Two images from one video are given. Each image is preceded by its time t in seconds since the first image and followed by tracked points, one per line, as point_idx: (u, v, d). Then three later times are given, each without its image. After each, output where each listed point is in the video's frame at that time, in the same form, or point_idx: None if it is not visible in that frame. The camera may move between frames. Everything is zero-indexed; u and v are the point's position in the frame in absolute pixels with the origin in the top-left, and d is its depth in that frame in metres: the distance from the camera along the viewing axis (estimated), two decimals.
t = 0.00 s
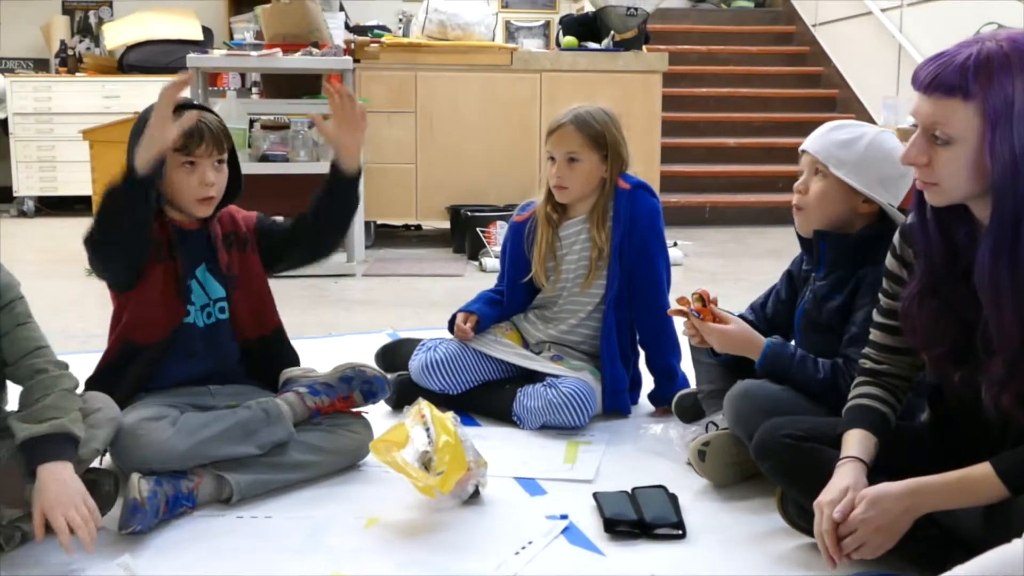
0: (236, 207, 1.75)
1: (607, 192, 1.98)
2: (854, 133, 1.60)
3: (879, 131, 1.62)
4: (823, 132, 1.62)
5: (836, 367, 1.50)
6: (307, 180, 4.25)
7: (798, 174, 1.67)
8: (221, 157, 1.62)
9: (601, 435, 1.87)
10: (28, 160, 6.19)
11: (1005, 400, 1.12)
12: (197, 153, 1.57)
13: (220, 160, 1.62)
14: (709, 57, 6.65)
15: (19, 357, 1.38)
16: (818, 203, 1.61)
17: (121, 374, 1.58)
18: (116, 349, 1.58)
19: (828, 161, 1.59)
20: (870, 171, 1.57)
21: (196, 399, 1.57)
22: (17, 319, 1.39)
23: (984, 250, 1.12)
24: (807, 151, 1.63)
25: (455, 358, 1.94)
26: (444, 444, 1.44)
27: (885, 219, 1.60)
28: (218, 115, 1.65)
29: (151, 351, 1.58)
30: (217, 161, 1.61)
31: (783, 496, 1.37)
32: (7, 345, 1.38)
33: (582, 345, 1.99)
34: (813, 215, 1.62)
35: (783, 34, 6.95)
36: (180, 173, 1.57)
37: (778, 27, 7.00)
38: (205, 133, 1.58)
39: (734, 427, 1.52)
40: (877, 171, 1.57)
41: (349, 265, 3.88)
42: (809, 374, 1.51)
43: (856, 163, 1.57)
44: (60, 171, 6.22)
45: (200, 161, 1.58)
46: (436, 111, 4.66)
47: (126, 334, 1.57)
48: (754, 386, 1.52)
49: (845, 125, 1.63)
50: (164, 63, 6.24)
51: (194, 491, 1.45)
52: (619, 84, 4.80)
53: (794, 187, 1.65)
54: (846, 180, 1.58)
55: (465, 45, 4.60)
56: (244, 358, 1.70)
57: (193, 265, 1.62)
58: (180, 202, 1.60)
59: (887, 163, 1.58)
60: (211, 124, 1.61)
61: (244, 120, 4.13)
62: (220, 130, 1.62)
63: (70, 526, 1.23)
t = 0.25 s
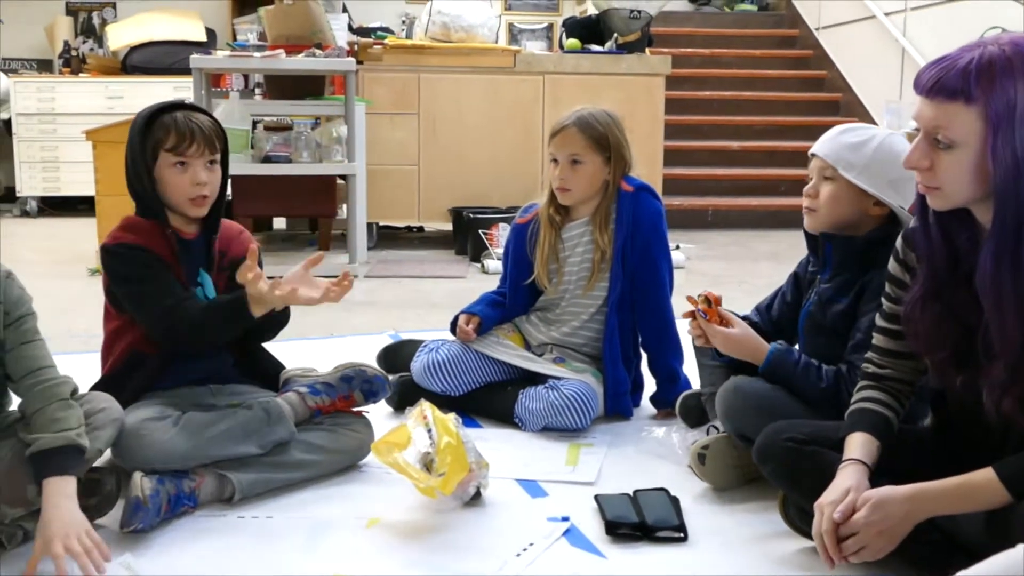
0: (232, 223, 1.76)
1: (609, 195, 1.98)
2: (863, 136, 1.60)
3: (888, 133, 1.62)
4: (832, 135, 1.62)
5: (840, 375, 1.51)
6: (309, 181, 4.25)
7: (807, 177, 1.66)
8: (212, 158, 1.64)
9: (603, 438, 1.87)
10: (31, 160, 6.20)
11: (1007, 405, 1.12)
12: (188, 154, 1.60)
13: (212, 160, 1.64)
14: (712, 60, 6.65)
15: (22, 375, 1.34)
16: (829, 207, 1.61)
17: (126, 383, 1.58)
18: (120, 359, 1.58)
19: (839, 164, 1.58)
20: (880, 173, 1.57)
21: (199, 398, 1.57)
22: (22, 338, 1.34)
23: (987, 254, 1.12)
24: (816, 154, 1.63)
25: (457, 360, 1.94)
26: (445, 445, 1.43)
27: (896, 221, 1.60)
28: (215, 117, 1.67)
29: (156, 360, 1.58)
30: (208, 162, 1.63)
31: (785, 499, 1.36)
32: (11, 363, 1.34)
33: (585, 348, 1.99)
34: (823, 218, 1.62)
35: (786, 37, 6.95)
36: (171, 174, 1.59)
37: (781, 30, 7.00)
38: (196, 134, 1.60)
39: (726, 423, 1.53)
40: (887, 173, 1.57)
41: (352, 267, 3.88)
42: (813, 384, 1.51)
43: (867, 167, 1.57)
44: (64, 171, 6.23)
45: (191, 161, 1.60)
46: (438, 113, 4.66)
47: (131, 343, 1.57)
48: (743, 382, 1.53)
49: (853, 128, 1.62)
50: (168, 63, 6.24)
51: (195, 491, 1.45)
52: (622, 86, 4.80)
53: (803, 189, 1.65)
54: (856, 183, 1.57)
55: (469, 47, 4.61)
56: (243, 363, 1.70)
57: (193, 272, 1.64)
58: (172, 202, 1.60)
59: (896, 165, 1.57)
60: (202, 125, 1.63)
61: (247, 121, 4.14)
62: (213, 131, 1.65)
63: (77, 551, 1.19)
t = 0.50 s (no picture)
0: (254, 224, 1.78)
1: (630, 197, 1.98)
2: (880, 132, 1.58)
3: (906, 130, 1.60)
4: (852, 127, 1.60)
5: (853, 382, 1.49)
6: (330, 183, 4.27)
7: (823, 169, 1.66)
8: (232, 157, 1.64)
9: (623, 441, 1.86)
10: (55, 162, 6.26)
11: None
12: (207, 153, 1.61)
13: (232, 160, 1.65)
14: (733, 62, 6.63)
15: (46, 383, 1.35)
16: (839, 201, 1.60)
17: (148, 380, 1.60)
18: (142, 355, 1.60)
19: (852, 158, 1.58)
20: (892, 170, 1.55)
21: (222, 400, 1.58)
22: (47, 345, 1.36)
23: (1012, 258, 1.11)
24: (832, 147, 1.62)
25: (477, 362, 1.94)
26: (466, 448, 1.44)
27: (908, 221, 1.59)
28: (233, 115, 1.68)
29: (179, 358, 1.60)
30: (228, 161, 1.63)
31: (807, 504, 1.35)
32: (34, 370, 1.35)
33: (605, 351, 1.98)
34: (833, 212, 1.61)
35: (807, 39, 6.91)
36: (191, 173, 1.60)
37: (803, 33, 6.96)
38: (216, 133, 1.61)
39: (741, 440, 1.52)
40: (900, 170, 1.55)
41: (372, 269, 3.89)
42: (824, 393, 1.50)
43: (880, 163, 1.56)
44: (87, 173, 6.29)
45: (211, 161, 1.61)
46: (458, 115, 4.67)
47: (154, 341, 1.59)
48: (755, 397, 1.51)
49: (873, 124, 1.61)
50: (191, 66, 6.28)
51: (217, 492, 1.45)
52: (642, 89, 4.79)
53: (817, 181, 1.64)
54: (868, 179, 1.56)
55: (489, 50, 4.62)
56: (264, 363, 1.72)
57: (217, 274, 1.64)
58: (193, 201, 1.61)
59: (910, 164, 1.56)
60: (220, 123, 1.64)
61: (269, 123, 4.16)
62: (231, 128, 1.65)
63: (146, 553, 1.22)
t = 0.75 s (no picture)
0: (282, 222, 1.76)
1: (655, 202, 1.97)
2: (903, 142, 1.57)
3: (931, 138, 1.58)
4: (872, 140, 1.59)
5: (877, 378, 1.47)
6: (356, 186, 4.30)
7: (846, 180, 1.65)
8: (259, 157, 1.66)
9: (646, 445, 1.86)
10: (84, 166, 6.33)
11: None
12: (233, 154, 1.62)
13: (259, 160, 1.66)
14: (759, 65, 6.60)
15: (70, 383, 1.37)
16: (865, 215, 1.60)
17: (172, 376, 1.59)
18: (165, 350, 1.59)
19: (875, 172, 1.57)
20: (917, 181, 1.54)
21: (245, 402, 1.59)
22: (70, 346, 1.38)
23: None
24: (854, 160, 1.61)
25: (500, 365, 1.94)
26: (489, 451, 1.44)
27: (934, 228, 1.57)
28: (261, 117, 1.69)
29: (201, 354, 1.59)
30: (255, 162, 1.65)
31: (831, 510, 1.34)
32: (59, 371, 1.37)
33: (628, 354, 1.98)
34: (860, 225, 1.61)
35: (834, 42, 6.87)
36: (218, 174, 1.62)
37: (829, 36, 6.91)
38: (241, 134, 1.62)
39: (776, 440, 1.51)
40: (926, 181, 1.54)
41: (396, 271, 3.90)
42: (848, 387, 1.48)
43: (904, 175, 1.55)
44: (115, 176, 6.36)
45: (237, 162, 1.63)
46: (483, 118, 4.68)
47: (177, 337, 1.58)
48: (795, 400, 1.50)
49: (895, 133, 1.60)
50: (218, 70, 6.34)
51: (241, 493, 1.46)
52: (666, 92, 4.78)
53: (841, 193, 1.64)
54: (892, 192, 1.55)
55: (514, 53, 4.63)
56: (288, 365, 1.71)
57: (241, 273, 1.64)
58: (219, 202, 1.64)
59: (936, 174, 1.54)
60: (247, 124, 1.65)
61: (295, 126, 4.18)
62: (258, 130, 1.67)
63: (184, 549, 1.24)
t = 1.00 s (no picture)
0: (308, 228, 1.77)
1: (675, 206, 1.97)
2: (898, 149, 1.56)
3: (924, 144, 1.57)
4: (867, 148, 1.58)
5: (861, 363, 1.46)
6: (375, 190, 4.31)
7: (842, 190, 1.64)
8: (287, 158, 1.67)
9: (665, 449, 1.85)
10: (106, 168, 6.38)
11: None
12: (261, 154, 1.63)
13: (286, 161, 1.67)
14: (779, 69, 6.57)
15: (90, 383, 1.38)
16: (864, 223, 1.59)
17: (187, 363, 1.60)
18: (182, 335, 1.60)
19: (872, 180, 1.56)
20: (914, 188, 1.53)
21: (262, 404, 1.60)
22: (90, 346, 1.38)
23: None
24: (849, 169, 1.60)
25: (519, 368, 1.94)
26: (507, 454, 1.44)
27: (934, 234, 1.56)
28: (290, 120, 1.70)
29: (222, 346, 1.60)
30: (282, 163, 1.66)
31: (853, 517, 1.33)
32: (79, 371, 1.38)
33: (647, 358, 1.98)
34: (859, 232, 1.60)
35: (855, 45, 6.83)
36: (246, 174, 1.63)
37: (850, 39, 6.87)
38: (268, 135, 1.64)
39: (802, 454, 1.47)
40: (923, 187, 1.53)
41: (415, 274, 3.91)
42: (830, 374, 1.48)
43: (899, 180, 1.54)
44: (137, 179, 6.41)
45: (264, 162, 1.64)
46: (502, 122, 4.68)
47: (194, 322, 1.59)
48: (815, 412, 1.47)
49: (888, 140, 1.59)
50: (239, 74, 6.39)
51: (260, 495, 1.47)
52: (686, 95, 4.77)
53: (838, 204, 1.63)
54: (890, 199, 1.54)
55: (534, 57, 4.63)
56: (309, 368, 1.72)
57: (260, 268, 1.66)
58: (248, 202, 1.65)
59: (931, 180, 1.53)
60: (276, 126, 1.67)
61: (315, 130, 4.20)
62: (287, 131, 1.68)
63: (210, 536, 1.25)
